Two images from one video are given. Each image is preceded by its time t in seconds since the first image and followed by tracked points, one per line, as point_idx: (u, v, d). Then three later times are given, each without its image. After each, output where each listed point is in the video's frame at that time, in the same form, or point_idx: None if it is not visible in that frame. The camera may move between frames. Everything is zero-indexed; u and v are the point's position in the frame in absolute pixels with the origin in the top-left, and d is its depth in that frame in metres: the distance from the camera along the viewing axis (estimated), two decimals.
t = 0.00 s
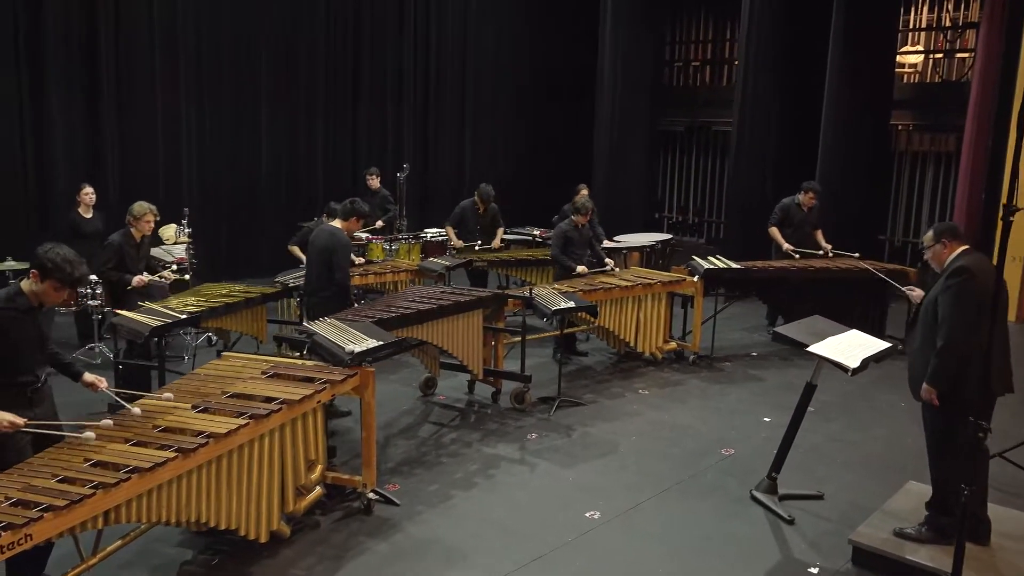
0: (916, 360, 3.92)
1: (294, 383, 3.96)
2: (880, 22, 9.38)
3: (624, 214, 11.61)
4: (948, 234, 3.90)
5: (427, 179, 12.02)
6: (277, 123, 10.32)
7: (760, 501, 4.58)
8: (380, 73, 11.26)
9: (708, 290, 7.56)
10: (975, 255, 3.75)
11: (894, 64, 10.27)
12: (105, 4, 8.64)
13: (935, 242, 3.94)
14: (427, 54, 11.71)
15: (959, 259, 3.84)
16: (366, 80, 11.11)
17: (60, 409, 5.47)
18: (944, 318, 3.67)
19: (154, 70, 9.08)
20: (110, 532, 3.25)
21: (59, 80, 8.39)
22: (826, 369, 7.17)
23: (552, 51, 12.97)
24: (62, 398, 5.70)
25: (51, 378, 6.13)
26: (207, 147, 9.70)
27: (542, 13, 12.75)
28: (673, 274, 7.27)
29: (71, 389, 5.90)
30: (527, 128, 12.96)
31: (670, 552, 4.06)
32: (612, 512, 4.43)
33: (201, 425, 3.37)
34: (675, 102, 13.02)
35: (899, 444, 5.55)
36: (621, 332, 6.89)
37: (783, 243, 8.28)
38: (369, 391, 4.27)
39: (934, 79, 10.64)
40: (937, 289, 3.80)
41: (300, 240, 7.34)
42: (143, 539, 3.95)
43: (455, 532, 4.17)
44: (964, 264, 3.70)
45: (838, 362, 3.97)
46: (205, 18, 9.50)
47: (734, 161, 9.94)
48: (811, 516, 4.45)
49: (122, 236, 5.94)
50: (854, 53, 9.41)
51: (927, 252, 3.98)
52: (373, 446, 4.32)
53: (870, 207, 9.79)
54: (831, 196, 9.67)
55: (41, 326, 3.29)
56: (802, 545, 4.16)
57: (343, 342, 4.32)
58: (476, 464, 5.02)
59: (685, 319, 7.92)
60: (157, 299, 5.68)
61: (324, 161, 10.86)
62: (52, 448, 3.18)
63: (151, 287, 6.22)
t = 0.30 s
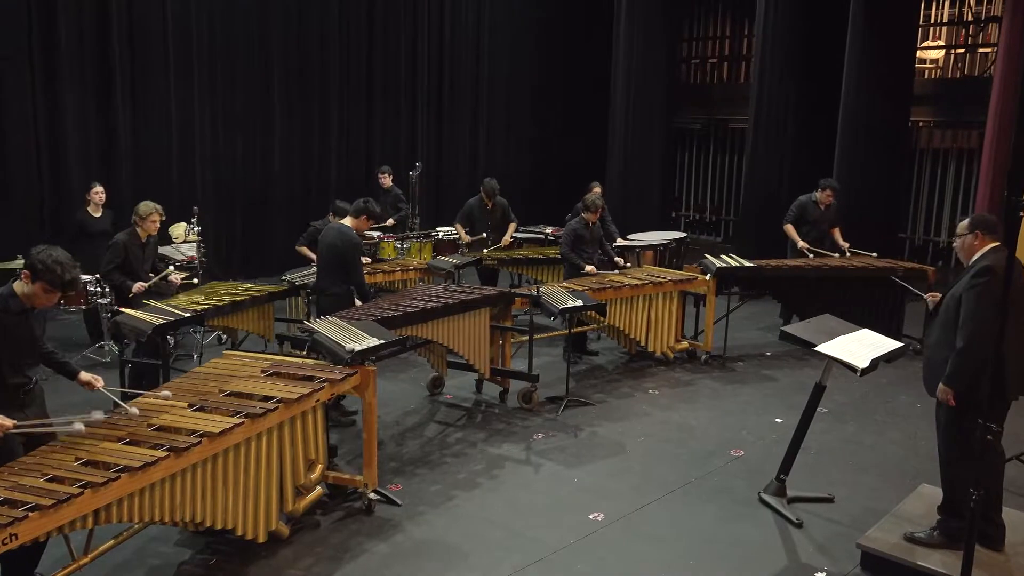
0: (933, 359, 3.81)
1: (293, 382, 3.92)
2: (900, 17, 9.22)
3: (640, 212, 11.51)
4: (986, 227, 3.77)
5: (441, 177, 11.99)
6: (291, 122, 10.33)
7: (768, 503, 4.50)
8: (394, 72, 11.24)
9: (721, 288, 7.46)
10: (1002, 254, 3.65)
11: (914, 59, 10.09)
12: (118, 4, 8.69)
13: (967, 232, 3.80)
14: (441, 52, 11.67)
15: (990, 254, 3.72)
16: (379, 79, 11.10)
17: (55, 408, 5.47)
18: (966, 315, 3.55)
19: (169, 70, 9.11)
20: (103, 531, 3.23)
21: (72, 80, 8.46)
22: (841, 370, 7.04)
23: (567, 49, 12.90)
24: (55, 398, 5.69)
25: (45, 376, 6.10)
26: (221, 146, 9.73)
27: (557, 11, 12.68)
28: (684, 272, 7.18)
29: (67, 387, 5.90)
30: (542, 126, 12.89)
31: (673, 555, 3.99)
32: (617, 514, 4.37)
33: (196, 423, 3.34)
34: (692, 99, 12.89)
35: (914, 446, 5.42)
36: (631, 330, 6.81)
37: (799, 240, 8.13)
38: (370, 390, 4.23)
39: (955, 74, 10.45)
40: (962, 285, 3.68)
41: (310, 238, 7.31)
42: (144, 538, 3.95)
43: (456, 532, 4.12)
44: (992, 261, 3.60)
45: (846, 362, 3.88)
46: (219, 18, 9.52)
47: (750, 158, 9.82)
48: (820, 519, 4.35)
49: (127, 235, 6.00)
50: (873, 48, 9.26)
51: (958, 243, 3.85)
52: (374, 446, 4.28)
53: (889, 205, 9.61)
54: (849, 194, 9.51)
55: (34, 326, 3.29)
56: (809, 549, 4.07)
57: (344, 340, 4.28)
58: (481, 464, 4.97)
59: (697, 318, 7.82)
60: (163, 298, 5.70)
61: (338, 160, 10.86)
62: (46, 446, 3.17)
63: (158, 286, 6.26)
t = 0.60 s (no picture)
0: (948, 354, 3.70)
1: (287, 380, 3.88)
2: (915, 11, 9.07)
3: (651, 211, 11.41)
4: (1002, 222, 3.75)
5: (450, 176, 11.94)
6: (301, 122, 10.32)
7: (771, 505, 4.41)
8: (403, 70, 11.21)
9: (729, 287, 7.37)
10: None
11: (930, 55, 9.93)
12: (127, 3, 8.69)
13: (991, 229, 3.76)
14: (451, 50, 11.64)
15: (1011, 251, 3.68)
16: (389, 78, 11.10)
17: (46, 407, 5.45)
18: (985, 309, 3.39)
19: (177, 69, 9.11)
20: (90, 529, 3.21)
21: (80, 81, 8.49)
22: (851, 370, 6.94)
23: (578, 47, 12.82)
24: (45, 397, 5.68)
25: (35, 377, 6.08)
26: (229, 146, 9.72)
27: (568, 8, 12.60)
28: (692, 271, 7.09)
29: (62, 387, 5.90)
30: (553, 125, 12.82)
31: (673, 558, 3.92)
32: (616, 515, 4.30)
33: (184, 422, 3.30)
34: (704, 97, 12.78)
35: (923, 447, 5.32)
36: (637, 330, 6.73)
37: (809, 242, 8.00)
38: (366, 389, 4.19)
39: (972, 70, 10.28)
40: (984, 279, 3.56)
41: (312, 237, 7.32)
42: (137, 536, 3.93)
43: (452, 533, 4.07)
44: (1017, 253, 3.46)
45: (849, 361, 3.80)
46: (227, 18, 9.51)
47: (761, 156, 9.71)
48: (824, 522, 4.26)
49: (128, 232, 6.01)
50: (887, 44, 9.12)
51: (978, 241, 3.83)
52: (370, 445, 4.23)
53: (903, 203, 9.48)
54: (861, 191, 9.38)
55: (23, 324, 3.27)
56: (812, 552, 3.98)
57: (340, 338, 4.24)
58: (481, 464, 4.92)
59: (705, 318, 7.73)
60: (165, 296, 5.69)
61: (347, 159, 10.84)
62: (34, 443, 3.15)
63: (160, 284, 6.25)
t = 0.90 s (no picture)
0: (964, 353, 3.46)
1: (282, 377, 3.85)
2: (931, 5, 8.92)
3: (662, 209, 11.31)
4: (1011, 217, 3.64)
5: (460, 174, 11.90)
6: (311, 120, 10.32)
7: (775, 505, 4.33)
8: (413, 67, 11.18)
9: (737, 284, 7.27)
10: None
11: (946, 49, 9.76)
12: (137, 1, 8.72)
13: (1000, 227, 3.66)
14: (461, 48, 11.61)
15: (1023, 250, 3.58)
16: (400, 76, 11.09)
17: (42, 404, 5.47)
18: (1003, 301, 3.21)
19: (187, 67, 9.12)
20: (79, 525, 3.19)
21: (91, 79, 8.52)
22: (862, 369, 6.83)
23: (590, 44, 12.75)
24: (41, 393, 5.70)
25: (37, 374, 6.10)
26: (239, 143, 9.73)
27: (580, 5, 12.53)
28: (700, 268, 7.01)
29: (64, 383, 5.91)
30: (565, 123, 12.75)
31: (672, 558, 3.84)
32: (616, 515, 4.23)
33: (174, 418, 3.28)
34: (717, 94, 12.66)
35: (933, 448, 5.21)
36: (643, 328, 6.66)
37: (816, 239, 7.90)
38: (362, 386, 4.15)
39: (989, 65, 10.10)
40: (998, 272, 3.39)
41: (317, 234, 7.32)
42: (133, 533, 3.91)
43: (449, 532, 4.02)
44: None
45: (852, 359, 3.73)
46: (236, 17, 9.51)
47: (772, 152, 9.60)
48: (829, 524, 4.18)
49: (133, 229, 6.02)
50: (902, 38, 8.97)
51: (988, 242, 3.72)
52: (367, 442, 4.19)
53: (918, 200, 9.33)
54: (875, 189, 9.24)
55: (13, 318, 3.25)
56: (815, 554, 3.90)
57: (336, 334, 4.20)
58: (482, 462, 4.87)
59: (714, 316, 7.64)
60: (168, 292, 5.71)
61: (357, 156, 10.82)
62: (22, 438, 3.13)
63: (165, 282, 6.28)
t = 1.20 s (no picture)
0: (967, 348, 3.37)
1: (274, 372, 3.82)
2: None
3: (673, 206, 11.22)
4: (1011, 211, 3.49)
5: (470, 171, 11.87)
6: (321, 118, 10.31)
7: (776, 504, 4.25)
8: (424, 63, 11.15)
9: (746, 281, 7.17)
10: None
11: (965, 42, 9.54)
12: None
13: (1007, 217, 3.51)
14: (472, 44, 11.57)
15: None
16: (411, 72, 11.07)
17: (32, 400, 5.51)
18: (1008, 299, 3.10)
19: (196, 63, 9.12)
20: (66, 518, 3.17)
21: (101, 76, 8.55)
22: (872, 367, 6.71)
23: (603, 39, 12.67)
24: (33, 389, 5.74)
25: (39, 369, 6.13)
26: (249, 139, 9.73)
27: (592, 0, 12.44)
28: (707, 264, 6.92)
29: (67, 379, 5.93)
30: (576, 120, 12.68)
31: (668, 558, 3.78)
32: (614, 513, 4.17)
33: (162, 412, 3.25)
34: (731, 90, 12.52)
35: (943, 447, 5.10)
36: (649, 325, 6.58)
37: (828, 230, 7.77)
38: (358, 382, 4.12)
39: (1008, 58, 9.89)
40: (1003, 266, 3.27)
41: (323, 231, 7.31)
42: (127, 528, 3.89)
43: (444, 530, 3.97)
44: None
45: (855, 354, 3.64)
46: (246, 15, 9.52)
47: (785, 147, 9.48)
48: (832, 523, 4.09)
49: (140, 228, 5.99)
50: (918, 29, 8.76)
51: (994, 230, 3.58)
52: (362, 438, 4.16)
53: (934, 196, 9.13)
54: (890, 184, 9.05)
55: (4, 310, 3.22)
56: (816, 554, 3.82)
57: (330, 329, 4.18)
58: (481, 459, 4.82)
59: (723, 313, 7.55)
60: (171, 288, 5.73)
61: (368, 153, 10.80)
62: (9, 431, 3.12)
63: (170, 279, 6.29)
